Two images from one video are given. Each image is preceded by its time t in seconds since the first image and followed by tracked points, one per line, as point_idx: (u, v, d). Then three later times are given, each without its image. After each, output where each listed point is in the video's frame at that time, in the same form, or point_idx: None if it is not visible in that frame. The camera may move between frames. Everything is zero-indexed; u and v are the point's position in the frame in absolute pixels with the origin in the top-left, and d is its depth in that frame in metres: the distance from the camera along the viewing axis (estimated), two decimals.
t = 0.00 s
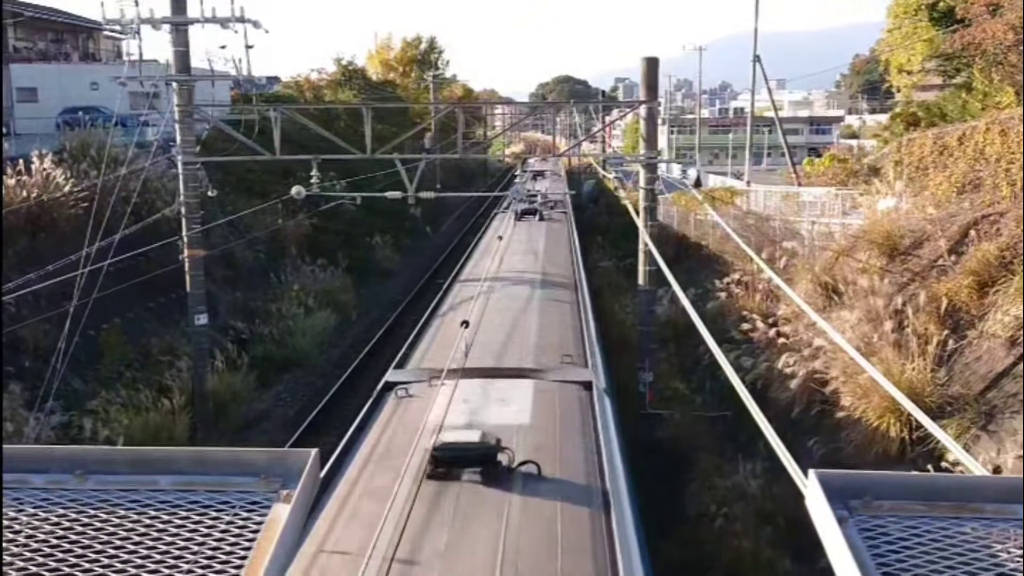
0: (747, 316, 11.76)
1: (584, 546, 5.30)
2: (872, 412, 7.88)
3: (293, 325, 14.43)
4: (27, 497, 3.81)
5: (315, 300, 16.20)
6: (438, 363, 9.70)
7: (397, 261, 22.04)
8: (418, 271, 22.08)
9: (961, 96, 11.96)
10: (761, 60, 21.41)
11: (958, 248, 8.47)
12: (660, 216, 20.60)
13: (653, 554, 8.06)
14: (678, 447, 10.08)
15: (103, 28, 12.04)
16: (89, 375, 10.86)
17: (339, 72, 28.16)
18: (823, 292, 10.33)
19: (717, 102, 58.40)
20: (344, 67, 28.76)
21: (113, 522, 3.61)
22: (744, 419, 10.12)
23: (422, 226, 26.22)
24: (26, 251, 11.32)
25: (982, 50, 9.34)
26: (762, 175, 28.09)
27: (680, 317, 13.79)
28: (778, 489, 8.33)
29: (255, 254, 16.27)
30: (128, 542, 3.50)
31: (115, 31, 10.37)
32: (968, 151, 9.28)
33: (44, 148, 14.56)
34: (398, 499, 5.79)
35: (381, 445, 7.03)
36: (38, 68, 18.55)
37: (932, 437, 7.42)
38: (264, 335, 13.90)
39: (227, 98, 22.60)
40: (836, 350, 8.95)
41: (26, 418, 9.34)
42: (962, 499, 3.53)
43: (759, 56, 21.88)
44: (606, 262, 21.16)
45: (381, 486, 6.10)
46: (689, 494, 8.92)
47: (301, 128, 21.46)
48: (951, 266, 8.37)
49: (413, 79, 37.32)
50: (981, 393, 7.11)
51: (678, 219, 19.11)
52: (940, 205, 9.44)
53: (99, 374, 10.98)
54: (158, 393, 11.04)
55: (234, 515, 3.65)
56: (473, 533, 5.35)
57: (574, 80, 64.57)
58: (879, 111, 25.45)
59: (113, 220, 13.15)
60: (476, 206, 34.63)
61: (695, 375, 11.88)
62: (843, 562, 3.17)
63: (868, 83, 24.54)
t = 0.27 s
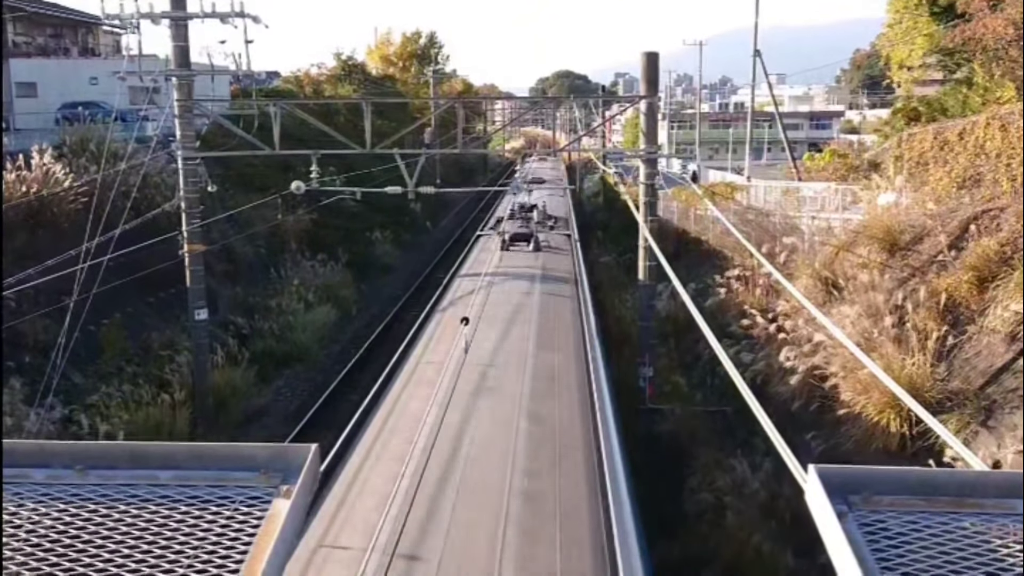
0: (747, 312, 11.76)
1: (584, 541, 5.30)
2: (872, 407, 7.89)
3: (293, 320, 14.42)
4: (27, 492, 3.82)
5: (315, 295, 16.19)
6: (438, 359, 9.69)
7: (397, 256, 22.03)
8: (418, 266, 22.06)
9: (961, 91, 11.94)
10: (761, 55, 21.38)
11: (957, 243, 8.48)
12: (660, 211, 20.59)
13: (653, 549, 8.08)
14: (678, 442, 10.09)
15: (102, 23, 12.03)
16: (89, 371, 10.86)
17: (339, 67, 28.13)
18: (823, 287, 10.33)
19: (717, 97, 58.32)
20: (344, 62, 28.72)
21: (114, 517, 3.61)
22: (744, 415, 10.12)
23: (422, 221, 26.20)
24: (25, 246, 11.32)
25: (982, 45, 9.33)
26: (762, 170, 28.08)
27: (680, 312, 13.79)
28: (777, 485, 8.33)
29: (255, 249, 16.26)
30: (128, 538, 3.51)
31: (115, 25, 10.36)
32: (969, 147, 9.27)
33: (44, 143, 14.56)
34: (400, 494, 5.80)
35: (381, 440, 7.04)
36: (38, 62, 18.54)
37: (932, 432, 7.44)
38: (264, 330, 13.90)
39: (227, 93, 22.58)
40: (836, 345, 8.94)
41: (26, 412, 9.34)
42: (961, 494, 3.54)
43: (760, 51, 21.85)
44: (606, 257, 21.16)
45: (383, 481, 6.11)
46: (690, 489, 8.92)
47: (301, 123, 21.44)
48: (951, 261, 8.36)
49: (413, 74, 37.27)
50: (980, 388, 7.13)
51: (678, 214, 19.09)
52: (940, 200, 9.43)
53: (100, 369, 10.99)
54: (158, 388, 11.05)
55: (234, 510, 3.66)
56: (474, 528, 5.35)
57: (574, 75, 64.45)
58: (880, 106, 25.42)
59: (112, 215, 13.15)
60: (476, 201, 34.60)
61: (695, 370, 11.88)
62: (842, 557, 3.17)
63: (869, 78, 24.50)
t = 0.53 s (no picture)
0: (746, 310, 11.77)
1: (584, 539, 5.29)
2: (872, 406, 7.89)
3: (293, 319, 14.43)
4: (27, 490, 3.82)
5: (316, 294, 16.19)
6: (437, 358, 9.68)
7: (397, 255, 22.03)
8: (418, 265, 22.06)
9: (961, 90, 11.94)
10: (761, 54, 21.38)
11: (958, 242, 8.48)
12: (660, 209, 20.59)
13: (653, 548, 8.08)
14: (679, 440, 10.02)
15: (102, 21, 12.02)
16: (89, 369, 10.86)
17: (339, 65, 28.14)
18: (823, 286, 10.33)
19: (717, 96, 58.31)
20: (344, 61, 28.73)
21: (114, 516, 3.61)
22: (743, 414, 10.13)
23: (422, 220, 26.20)
24: (25, 244, 11.33)
25: (982, 44, 9.33)
26: (762, 169, 28.07)
27: (680, 310, 13.81)
28: (778, 484, 8.34)
29: (255, 248, 16.27)
30: (127, 537, 3.50)
31: (114, 24, 10.36)
32: (970, 145, 9.28)
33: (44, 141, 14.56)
34: (399, 493, 5.80)
35: (381, 439, 7.04)
36: (37, 61, 18.55)
37: (932, 431, 7.44)
38: (264, 329, 13.91)
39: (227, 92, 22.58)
40: (836, 344, 8.95)
41: (26, 411, 9.35)
42: (961, 492, 3.54)
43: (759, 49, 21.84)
44: (606, 256, 21.15)
45: (383, 480, 6.10)
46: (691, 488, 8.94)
47: (301, 122, 21.44)
48: (951, 260, 8.36)
49: (413, 73, 37.26)
50: (980, 387, 7.15)
51: (678, 213, 19.09)
52: (941, 198, 9.43)
53: (100, 367, 10.99)
54: (158, 387, 11.05)
55: (234, 509, 3.66)
56: (473, 526, 5.35)
57: (574, 74, 64.44)
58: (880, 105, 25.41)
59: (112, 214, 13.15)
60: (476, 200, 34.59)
61: (695, 369, 11.88)
62: (842, 556, 3.18)
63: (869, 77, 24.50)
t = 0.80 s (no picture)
0: (746, 310, 11.78)
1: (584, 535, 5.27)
2: (872, 406, 7.88)
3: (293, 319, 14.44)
4: (27, 491, 3.82)
5: (316, 294, 16.20)
6: (438, 358, 9.67)
7: (397, 255, 22.03)
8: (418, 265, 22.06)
9: (961, 91, 11.93)
10: (761, 54, 21.36)
11: (958, 242, 8.58)
12: (660, 209, 20.60)
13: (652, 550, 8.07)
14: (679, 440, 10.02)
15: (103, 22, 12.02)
16: (89, 369, 10.85)
17: (339, 66, 28.15)
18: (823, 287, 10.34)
19: (717, 96, 58.30)
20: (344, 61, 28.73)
21: (114, 517, 3.61)
22: (743, 414, 10.13)
23: (422, 220, 26.20)
24: (25, 244, 11.33)
25: (982, 44, 9.33)
26: (762, 169, 28.08)
27: (680, 310, 13.83)
28: (777, 484, 8.35)
29: (255, 248, 16.27)
30: (127, 537, 3.50)
31: (114, 24, 10.37)
32: (969, 146, 9.29)
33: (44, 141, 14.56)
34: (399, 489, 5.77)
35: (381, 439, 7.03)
36: (38, 62, 18.57)
37: (932, 432, 7.42)
38: (264, 329, 13.92)
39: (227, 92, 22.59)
40: (835, 344, 8.96)
41: (26, 411, 9.35)
42: (961, 493, 3.55)
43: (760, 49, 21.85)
44: (606, 256, 21.16)
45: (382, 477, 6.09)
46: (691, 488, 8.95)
47: (301, 122, 21.45)
48: (951, 260, 8.37)
49: (413, 73, 37.25)
50: (980, 386, 7.13)
51: (678, 213, 19.11)
52: (940, 199, 9.43)
53: (100, 368, 10.99)
54: (158, 387, 11.06)
55: (233, 509, 3.66)
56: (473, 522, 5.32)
57: (574, 74, 64.45)
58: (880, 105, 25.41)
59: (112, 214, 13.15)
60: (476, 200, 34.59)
61: (696, 369, 11.87)
62: (842, 556, 3.18)
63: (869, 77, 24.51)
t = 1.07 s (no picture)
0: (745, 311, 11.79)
1: (583, 526, 5.27)
2: (872, 407, 7.88)
3: (292, 320, 14.44)
4: (28, 492, 3.83)
5: (316, 295, 16.20)
6: (438, 359, 9.68)
7: (397, 257, 22.03)
8: (418, 266, 22.05)
9: (962, 92, 11.93)
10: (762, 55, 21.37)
11: (958, 243, 8.54)
12: (660, 211, 20.60)
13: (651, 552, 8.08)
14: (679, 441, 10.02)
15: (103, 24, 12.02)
16: (89, 371, 10.85)
17: (339, 67, 28.15)
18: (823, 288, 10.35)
19: (717, 97, 58.33)
20: (344, 62, 28.76)
21: (114, 518, 3.61)
22: (743, 415, 10.13)
23: (422, 222, 26.20)
24: (26, 246, 11.33)
25: (981, 46, 9.34)
26: (762, 170, 28.08)
27: (680, 311, 13.84)
28: (777, 485, 8.36)
29: (255, 249, 16.27)
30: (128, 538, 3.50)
31: (114, 26, 10.37)
32: (969, 148, 9.30)
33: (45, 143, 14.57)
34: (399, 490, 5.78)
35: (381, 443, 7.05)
36: (38, 63, 18.58)
37: (932, 433, 7.42)
38: (264, 330, 13.92)
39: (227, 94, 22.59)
40: (835, 346, 8.96)
41: (26, 413, 9.35)
42: (962, 495, 3.55)
43: (760, 51, 21.85)
44: (606, 257, 21.16)
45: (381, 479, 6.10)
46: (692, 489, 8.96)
47: (301, 124, 21.45)
48: (951, 262, 8.38)
49: (413, 75, 37.24)
50: (980, 389, 7.16)
51: (678, 214, 19.11)
52: (940, 200, 9.44)
53: (100, 369, 11.00)
54: (158, 389, 11.06)
55: (233, 510, 3.66)
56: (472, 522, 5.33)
57: (574, 75, 64.47)
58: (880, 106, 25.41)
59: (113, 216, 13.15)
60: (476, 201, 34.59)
61: (696, 370, 11.87)
62: (842, 557, 3.18)
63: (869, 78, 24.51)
